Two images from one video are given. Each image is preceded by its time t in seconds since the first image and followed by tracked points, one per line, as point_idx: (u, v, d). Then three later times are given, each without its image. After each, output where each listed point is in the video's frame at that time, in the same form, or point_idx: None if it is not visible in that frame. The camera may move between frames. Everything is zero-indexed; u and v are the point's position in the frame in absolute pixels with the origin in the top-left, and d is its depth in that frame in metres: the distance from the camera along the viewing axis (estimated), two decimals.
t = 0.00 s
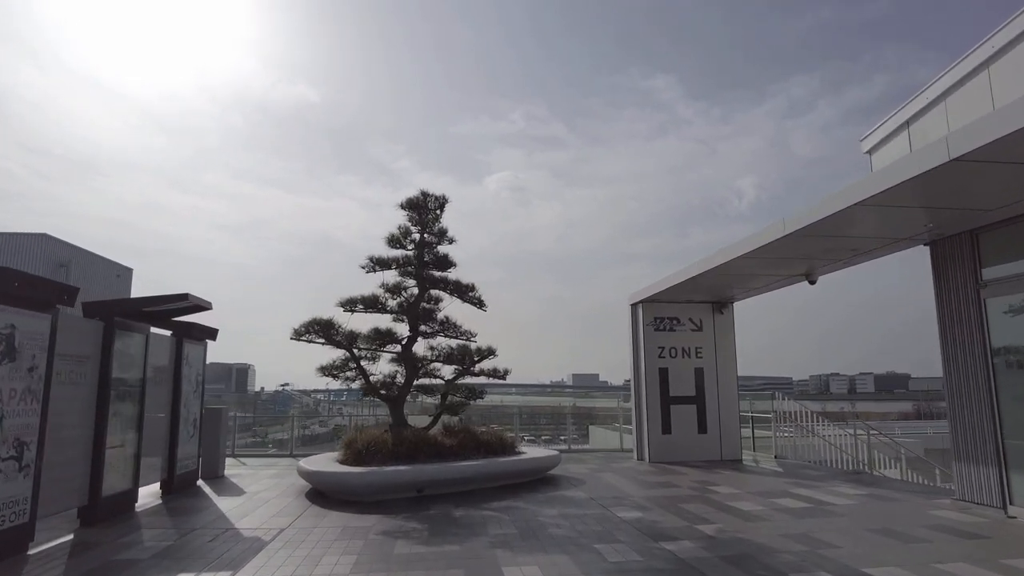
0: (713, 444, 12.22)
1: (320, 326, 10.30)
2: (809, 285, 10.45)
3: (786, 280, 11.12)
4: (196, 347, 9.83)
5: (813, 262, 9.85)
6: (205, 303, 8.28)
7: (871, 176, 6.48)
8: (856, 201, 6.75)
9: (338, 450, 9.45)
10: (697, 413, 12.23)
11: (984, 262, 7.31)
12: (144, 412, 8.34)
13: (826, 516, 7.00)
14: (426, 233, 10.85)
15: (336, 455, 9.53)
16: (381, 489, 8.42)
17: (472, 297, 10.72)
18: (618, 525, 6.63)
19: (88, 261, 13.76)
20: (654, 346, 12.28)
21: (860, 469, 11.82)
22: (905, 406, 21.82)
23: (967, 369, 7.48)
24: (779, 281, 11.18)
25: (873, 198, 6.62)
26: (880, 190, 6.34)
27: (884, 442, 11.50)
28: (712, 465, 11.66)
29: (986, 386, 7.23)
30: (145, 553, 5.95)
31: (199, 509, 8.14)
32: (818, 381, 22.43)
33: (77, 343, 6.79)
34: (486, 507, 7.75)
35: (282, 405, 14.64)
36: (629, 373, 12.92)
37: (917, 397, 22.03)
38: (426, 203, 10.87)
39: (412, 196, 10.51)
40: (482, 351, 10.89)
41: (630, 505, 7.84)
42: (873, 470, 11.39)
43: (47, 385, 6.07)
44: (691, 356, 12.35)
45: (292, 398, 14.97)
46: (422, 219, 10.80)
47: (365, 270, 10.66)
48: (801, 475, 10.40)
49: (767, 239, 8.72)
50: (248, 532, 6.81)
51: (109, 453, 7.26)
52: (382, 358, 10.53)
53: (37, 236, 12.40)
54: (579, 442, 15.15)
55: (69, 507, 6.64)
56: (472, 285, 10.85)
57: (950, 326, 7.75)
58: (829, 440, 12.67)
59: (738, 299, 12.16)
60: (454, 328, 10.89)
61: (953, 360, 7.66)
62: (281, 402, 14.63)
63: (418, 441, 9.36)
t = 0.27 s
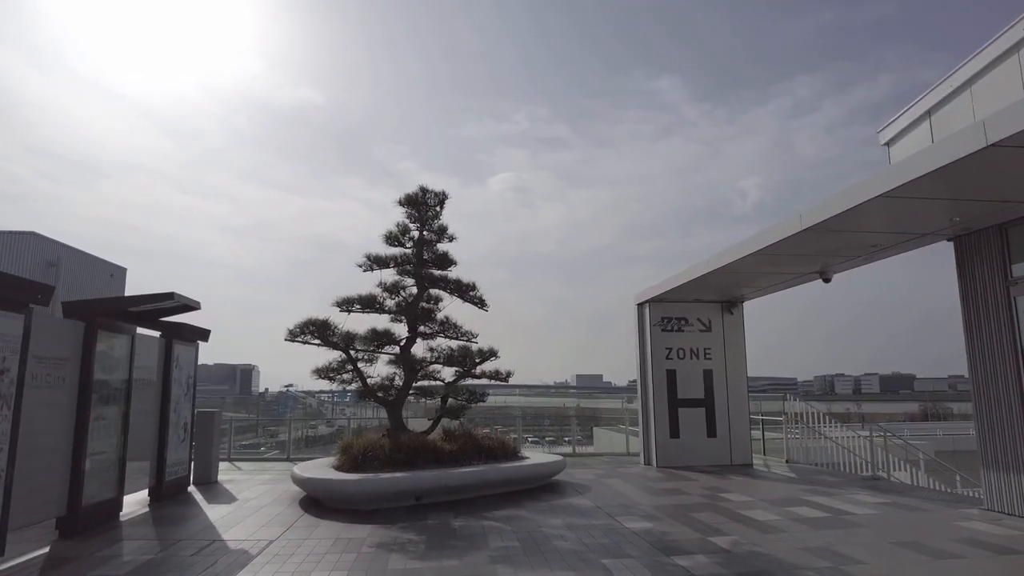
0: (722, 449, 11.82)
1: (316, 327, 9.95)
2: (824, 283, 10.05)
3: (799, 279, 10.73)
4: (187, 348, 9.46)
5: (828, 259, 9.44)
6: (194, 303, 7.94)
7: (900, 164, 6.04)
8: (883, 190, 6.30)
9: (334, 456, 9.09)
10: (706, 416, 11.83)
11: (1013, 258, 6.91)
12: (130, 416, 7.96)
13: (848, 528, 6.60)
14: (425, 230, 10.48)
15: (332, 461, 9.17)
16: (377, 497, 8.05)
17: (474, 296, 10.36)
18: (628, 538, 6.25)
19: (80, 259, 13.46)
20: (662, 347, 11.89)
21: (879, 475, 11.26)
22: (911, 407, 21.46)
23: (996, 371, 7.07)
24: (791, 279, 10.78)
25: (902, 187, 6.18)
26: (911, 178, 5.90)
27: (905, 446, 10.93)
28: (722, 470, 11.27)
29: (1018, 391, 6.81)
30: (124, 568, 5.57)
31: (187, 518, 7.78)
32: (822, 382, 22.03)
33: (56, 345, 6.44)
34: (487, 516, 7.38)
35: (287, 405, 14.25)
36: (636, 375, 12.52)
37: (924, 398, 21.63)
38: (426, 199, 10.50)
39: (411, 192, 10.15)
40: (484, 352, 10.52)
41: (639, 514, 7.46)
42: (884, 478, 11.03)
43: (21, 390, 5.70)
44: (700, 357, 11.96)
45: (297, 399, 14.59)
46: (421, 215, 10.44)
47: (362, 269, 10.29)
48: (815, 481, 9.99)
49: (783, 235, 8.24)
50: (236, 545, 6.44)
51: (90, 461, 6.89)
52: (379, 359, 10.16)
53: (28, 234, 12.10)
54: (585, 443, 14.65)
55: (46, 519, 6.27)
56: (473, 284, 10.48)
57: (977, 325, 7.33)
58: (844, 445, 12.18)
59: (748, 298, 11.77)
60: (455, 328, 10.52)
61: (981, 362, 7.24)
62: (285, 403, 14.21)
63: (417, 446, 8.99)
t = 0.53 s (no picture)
0: (733, 448, 11.44)
1: (312, 321, 9.60)
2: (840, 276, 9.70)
3: (814, 271, 10.37)
4: (177, 342, 9.16)
5: (845, 249, 9.04)
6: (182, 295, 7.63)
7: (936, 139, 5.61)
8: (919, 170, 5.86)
9: (331, 455, 8.74)
10: (716, 414, 11.45)
11: None
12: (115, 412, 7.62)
13: (871, 531, 6.23)
14: (426, 222, 10.14)
15: (328, 460, 8.82)
16: (375, 498, 7.70)
17: (476, 290, 10.01)
18: (638, 542, 5.89)
19: (72, 254, 13.16)
20: (670, 343, 11.52)
21: (898, 476, 10.79)
22: (917, 406, 21.06)
23: None
24: (805, 272, 10.41)
25: (938, 166, 5.75)
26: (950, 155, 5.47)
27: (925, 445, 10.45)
28: (732, 470, 10.88)
29: None
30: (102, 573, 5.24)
31: (175, 519, 7.44)
32: (828, 380, 21.58)
33: (33, 335, 6.12)
34: (488, 518, 7.02)
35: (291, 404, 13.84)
36: (643, 372, 12.15)
37: (930, 398, 21.19)
38: (426, 189, 10.15)
39: (411, 182, 9.81)
40: (487, 348, 10.17)
41: (649, 516, 7.09)
42: (900, 478, 10.65)
43: None
44: (709, 353, 11.58)
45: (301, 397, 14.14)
46: (421, 206, 10.09)
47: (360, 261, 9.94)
48: (830, 482, 9.61)
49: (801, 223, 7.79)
50: (223, 548, 6.10)
51: (71, 459, 6.56)
52: (377, 355, 9.81)
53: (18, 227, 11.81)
54: (590, 443, 14.25)
55: (23, 520, 5.94)
56: (475, 277, 10.13)
57: (1006, 317, 6.94)
58: (859, 445, 11.75)
59: (759, 293, 11.40)
60: (456, 323, 10.17)
61: (1011, 355, 6.84)
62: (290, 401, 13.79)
63: (417, 445, 8.64)
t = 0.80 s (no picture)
0: (740, 452, 11.08)
1: (305, 321, 9.26)
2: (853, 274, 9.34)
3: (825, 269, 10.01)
4: (164, 343, 8.83)
5: (859, 246, 8.67)
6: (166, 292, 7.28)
7: (965, 124, 5.20)
8: (947, 158, 5.43)
9: (323, 460, 8.39)
10: (722, 417, 11.08)
11: None
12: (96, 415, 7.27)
13: (893, 544, 5.86)
14: (423, 217, 9.78)
15: (320, 465, 8.47)
16: (368, 506, 7.36)
17: (475, 288, 9.67)
18: (645, 555, 5.53)
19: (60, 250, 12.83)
20: (675, 343, 11.16)
21: (912, 482, 10.36)
22: (920, 407, 20.67)
23: None
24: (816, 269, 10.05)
25: (967, 155, 5.35)
26: (982, 141, 5.06)
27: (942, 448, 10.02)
28: (740, 474, 10.51)
29: None
30: None
31: (158, 528, 7.08)
32: (830, 380, 21.19)
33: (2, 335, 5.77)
34: (486, 528, 6.67)
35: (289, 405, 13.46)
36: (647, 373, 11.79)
37: (934, 397, 20.72)
38: (423, 183, 9.80)
39: (407, 176, 9.46)
40: (486, 349, 9.82)
41: (655, 526, 6.73)
42: (914, 484, 10.26)
43: None
44: (716, 354, 11.22)
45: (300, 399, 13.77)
46: (418, 201, 9.74)
47: (354, 258, 9.60)
48: (843, 488, 9.23)
49: (814, 219, 7.38)
50: (205, 560, 5.76)
51: (46, 465, 6.22)
52: (372, 355, 9.47)
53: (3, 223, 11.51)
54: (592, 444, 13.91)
55: None
56: (474, 275, 9.78)
57: None
58: (871, 449, 11.31)
59: (768, 291, 11.03)
60: (454, 323, 9.81)
61: None
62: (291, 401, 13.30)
63: (412, 450, 8.29)
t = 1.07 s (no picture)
0: (746, 452, 10.71)
1: (293, 316, 8.89)
2: (864, 266, 8.99)
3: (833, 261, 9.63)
4: (147, 339, 8.49)
5: (871, 237, 8.30)
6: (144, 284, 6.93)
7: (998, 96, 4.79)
8: (975, 134, 5.06)
9: (312, 460, 8.02)
10: (727, 416, 10.72)
11: None
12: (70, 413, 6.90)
13: (913, 550, 5.48)
14: (417, 209, 9.43)
15: (309, 466, 8.11)
16: (356, 509, 6.99)
17: (470, 282, 9.31)
18: (649, 563, 5.16)
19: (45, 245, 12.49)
20: (678, 339, 10.80)
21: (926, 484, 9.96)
22: (923, 406, 20.28)
23: None
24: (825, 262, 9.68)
25: (1000, 129, 4.93)
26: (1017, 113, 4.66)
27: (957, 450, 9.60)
28: (745, 475, 10.14)
29: None
30: None
31: (134, 532, 6.71)
32: (831, 379, 20.81)
33: None
34: (480, 533, 6.30)
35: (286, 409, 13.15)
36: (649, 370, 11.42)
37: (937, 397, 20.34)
38: (417, 173, 9.46)
39: (400, 165, 9.11)
40: (482, 345, 9.46)
41: (659, 530, 6.35)
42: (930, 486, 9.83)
43: None
44: (720, 350, 10.86)
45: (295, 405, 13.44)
46: (412, 192, 9.39)
47: (345, 251, 9.25)
48: (853, 489, 8.85)
49: (827, 206, 6.97)
50: (179, 568, 5.40)
51: (12, 466, 5.85)
52: (364, 352, 9.11)
53: None
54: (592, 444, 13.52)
55: None
56: (469, 269, 9.42)
57: None
58: (882, 448, 10.90)
59: (774, 286, 10.67)
60: (450, 318, 9.45)
61: None
62: (290, 401, 12.80)
63: (404, 450, 7.93)
